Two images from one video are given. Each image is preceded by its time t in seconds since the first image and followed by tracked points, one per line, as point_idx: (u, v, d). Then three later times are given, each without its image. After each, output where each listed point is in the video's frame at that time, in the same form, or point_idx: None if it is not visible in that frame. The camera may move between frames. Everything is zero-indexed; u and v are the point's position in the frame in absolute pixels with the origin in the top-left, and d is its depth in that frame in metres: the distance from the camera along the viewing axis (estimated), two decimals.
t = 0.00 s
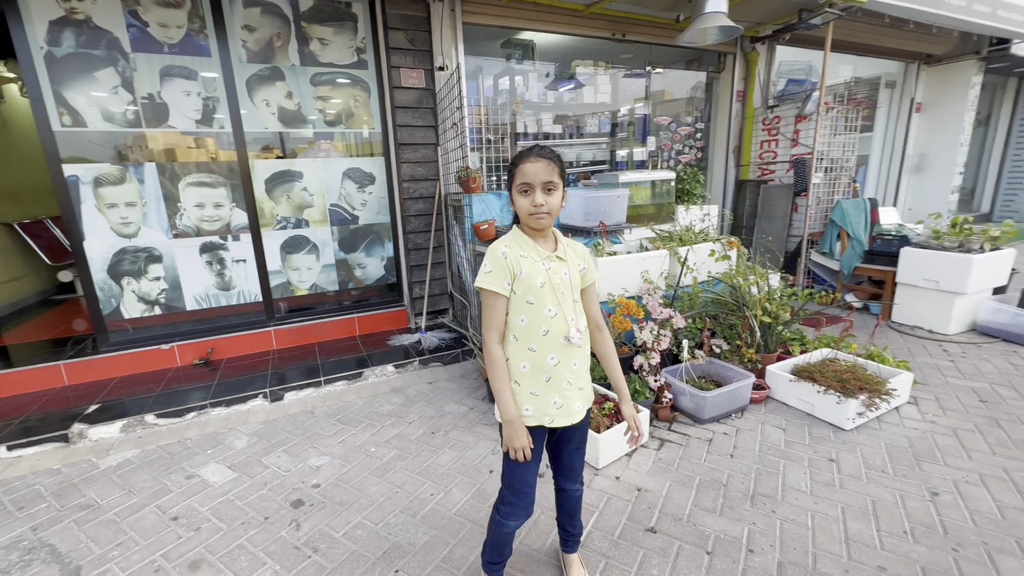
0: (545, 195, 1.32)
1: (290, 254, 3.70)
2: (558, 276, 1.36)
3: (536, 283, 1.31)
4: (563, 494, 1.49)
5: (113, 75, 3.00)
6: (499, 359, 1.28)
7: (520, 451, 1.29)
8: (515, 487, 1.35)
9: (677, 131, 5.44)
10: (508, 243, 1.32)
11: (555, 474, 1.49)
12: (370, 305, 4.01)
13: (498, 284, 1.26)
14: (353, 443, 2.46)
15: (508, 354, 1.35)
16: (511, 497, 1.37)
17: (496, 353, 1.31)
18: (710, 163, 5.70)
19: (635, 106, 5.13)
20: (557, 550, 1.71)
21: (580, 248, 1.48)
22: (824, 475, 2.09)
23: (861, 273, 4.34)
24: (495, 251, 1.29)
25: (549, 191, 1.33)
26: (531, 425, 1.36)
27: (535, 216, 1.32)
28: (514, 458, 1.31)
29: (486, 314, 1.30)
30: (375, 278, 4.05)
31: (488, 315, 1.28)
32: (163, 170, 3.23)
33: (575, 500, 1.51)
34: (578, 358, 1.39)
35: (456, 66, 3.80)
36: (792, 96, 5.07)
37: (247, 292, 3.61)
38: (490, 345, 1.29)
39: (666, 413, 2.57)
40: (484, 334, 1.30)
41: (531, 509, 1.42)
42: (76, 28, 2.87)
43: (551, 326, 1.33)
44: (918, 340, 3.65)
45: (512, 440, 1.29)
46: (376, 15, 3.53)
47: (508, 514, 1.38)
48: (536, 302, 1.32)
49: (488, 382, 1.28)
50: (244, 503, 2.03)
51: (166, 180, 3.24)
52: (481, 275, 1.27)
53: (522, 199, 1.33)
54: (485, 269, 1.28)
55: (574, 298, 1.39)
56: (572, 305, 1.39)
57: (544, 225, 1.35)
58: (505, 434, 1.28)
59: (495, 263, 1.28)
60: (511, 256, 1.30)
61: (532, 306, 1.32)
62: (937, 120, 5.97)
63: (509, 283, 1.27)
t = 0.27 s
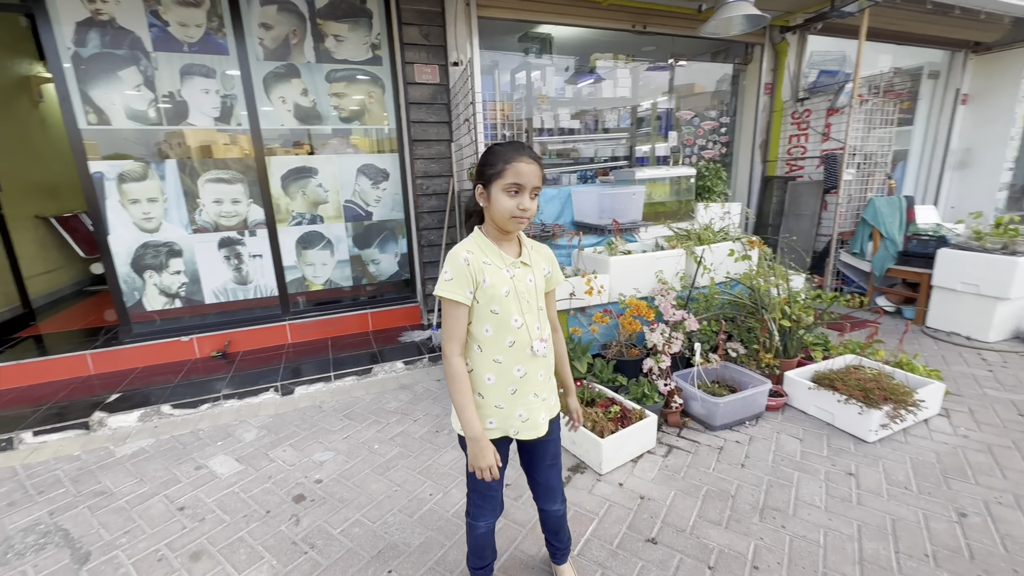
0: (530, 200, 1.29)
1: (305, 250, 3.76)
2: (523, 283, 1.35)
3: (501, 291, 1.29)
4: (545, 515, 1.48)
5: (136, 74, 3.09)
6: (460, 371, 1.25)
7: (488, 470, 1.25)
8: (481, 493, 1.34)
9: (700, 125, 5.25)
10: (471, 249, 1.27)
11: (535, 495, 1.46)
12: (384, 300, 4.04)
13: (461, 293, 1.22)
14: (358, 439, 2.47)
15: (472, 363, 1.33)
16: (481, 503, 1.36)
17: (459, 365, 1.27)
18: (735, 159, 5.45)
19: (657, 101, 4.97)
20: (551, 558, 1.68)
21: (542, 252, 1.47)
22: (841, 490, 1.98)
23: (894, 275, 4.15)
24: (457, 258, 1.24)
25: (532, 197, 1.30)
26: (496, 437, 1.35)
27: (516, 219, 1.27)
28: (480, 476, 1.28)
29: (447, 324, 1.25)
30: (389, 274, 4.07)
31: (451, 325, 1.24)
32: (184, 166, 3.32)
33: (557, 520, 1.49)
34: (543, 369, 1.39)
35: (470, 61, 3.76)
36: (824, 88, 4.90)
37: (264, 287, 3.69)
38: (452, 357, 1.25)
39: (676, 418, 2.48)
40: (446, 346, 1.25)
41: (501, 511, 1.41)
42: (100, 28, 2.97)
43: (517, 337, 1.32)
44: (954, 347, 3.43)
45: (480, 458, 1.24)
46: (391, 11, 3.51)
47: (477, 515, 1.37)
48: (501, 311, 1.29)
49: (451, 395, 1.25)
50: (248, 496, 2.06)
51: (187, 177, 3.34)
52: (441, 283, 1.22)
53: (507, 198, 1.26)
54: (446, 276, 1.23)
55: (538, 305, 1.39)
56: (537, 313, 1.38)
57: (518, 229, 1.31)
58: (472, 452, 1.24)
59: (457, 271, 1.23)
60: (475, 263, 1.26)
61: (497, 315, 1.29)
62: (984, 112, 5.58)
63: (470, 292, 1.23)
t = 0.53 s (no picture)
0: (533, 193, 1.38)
1: (316, 245, 3.78)
2: (523, 286, 1.34)
3: (508, 297, 1.27)
4: (534, 518, 1.43)
5: (151, 71, 3.14)
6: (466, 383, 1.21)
7: (464, 483, 1.25)
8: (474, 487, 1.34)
9: (718, 119, 5.08)
10: (477, 258, 1.22)
11: (526, 495, 1.42)
12: (394, 296, 4.03)
13: (472, 305, 1.17)
14: (362, 435, 2.47)
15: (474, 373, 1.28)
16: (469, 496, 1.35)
17: (463, 376, 1.22)
18: (755, 154, 5.31)
19: (675, 94, 4.83)
20: (550, 562, 1.64)
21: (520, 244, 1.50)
22: (857, 500, 1.89)
23: (921, 274, 3.95)
24: (467, 268, 1.19)
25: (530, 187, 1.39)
26: (501, 440, 1.32)
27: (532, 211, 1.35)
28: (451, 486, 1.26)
29: (453, 338, 1.19)
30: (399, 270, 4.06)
31: (460, 338, 1.18)
32: (198, 162, 3.37)
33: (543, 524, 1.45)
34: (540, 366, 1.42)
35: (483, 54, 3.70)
36: (850, 78, 4.67)
37: (276, 282, 3.72)
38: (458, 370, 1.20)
39: (685, 420, 2.42)
40: (452, 360, 1.19)
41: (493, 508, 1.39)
42: (116, 26, 3.02)
43: (522, 339, 1.32)
44: (986, 351, 3.26)
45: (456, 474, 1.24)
46: (401, 4, 3.48)
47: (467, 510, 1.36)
48: (507, 318, 1.27)
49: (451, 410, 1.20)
50: (252, 490, 2.07)
51: (200, 172, 3.39)
52: (451, 297, 1.15)
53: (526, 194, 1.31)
54: (456, 291, 1.17)
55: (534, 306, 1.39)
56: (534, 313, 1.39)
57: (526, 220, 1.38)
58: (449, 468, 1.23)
59: (467, 283, 1.17)
60: (485, 273, 1.21)
61: (504, 322, 1.27)
62: None
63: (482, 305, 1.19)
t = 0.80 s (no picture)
0: (505, 189, 1.17)
1: (307, 242, 3.73)
2: (526, 288, 1.28)
3: (513, 301, 1.20)
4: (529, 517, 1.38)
5: (136, 65, 3.09)
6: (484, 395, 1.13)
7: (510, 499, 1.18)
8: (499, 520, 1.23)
9: (719, 112, 4.95)
10: (479, 261, 1.15)
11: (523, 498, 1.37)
12: (386, 294, 3.98)
13: (478, 312, 1.10)
14: (348, 438, 2.42)
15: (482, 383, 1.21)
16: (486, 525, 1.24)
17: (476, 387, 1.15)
18: (757, 147, 5.18)
19: (676, 87, 4.72)
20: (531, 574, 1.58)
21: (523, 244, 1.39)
22: (853, 508, 1.82)
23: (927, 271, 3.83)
24: (470, 273, 1.11)
25: (509, 184, 1.18)
26: (509, 451, 1.27)
27: (497, 215, 1.16)
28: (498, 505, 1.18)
29: (463, 349, 1.11)
30: (392, 267, 4.01)
31: (469, 348, 1.11)
32: (185, 159, 3.32)
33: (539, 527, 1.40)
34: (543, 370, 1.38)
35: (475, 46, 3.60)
36: (857, 69, 4.53)
37: (266, 280, 3.68)
38: (472, 381, 1.13)
39: (678, 423, 2.35)
40: (464, 371, 1.12)
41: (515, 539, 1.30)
42: (99, 20, 2.96)
43: (527, 344, 1.27)
44: (992, 351, 3.16)
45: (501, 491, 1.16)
46: None
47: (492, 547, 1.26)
48: (512, 323, 1.21)
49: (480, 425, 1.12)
50: (232, 495, 2.03)
51: (188, 169, 3.34)
52: (457, 304, 1.08)
53: (480, 198, 1.16)
54: (459, 297, 1.09)
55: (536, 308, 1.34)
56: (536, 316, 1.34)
57: (508, 225, 1.19)
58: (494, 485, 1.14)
59: (471, 288, 1.10)
60: (489, 276, 1.14)
61: (509, 327, 1.21)
62: None
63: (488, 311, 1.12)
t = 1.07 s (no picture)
0: (500, 199, 1.10)
1: (293, 246, 3.66)
2: (509, 293, 1.20)
3: (496, 306, 1.12)
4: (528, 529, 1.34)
5: (113, 67, 3.02)
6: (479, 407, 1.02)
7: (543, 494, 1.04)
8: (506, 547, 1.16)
9: (714, 110, 4.86)
10: (459, 266, 1.06)
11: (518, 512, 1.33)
12: (376, 298, 3.92)
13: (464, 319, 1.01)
14: (327, 449, 2.36)
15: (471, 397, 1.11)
16: (492, 552, 1.16)
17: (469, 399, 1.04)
18: (752, 146, 5.09)
19: (671, 84, 4.63)
20: None
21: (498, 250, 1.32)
22: (845, 525, 1.75)
23: (925, 271, 3.76)
24: (451, 279, 1.02)
25: (502, 195, 1.12)
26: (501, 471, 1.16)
27: (485, 224, 1.09)
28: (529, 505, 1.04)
29: (451, 360, 1.01)
30: (380, 271, 3.94)
31: (456, 358, 1.02)
32: (165, 162, 3.26)
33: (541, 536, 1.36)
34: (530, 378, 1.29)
35: (462, 44, 3.56)
36: (853, 65, 4.43)
37: (251, 285, 3.62)
38: (466, 394, 1.03)
39: (666, 434, 2.28)
40: (454, 384, 1.02)
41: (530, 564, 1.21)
42: (74, 21, 2.89)
43: (513, 351, 1.18)
44: (991, 355, 3.09)
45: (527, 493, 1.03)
46: None
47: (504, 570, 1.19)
48: (497, 330, 1.13)
49: (489, 433, 1.02)
50: (204, 511, 1.97)
51: (168, 173, 3.28)
52: (441, 312, 0.99)
53: (473, 202, 1.08)
54: (442, 305, 1.00)
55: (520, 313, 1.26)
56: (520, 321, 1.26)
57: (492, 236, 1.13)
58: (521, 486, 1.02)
59: (453, 294, 1.01)
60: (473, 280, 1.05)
61: (494, 334, 1.12)
62: None
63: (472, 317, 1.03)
